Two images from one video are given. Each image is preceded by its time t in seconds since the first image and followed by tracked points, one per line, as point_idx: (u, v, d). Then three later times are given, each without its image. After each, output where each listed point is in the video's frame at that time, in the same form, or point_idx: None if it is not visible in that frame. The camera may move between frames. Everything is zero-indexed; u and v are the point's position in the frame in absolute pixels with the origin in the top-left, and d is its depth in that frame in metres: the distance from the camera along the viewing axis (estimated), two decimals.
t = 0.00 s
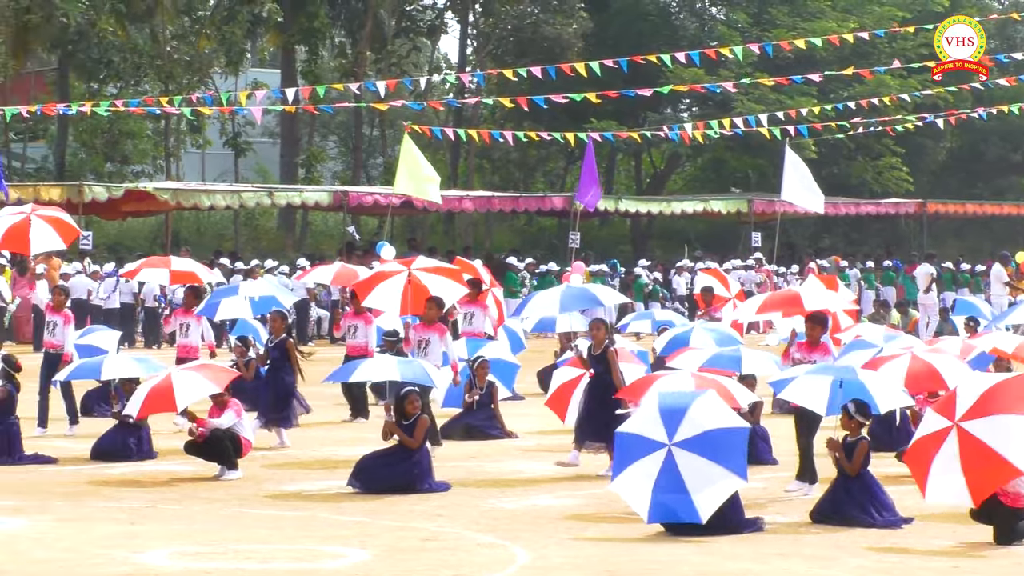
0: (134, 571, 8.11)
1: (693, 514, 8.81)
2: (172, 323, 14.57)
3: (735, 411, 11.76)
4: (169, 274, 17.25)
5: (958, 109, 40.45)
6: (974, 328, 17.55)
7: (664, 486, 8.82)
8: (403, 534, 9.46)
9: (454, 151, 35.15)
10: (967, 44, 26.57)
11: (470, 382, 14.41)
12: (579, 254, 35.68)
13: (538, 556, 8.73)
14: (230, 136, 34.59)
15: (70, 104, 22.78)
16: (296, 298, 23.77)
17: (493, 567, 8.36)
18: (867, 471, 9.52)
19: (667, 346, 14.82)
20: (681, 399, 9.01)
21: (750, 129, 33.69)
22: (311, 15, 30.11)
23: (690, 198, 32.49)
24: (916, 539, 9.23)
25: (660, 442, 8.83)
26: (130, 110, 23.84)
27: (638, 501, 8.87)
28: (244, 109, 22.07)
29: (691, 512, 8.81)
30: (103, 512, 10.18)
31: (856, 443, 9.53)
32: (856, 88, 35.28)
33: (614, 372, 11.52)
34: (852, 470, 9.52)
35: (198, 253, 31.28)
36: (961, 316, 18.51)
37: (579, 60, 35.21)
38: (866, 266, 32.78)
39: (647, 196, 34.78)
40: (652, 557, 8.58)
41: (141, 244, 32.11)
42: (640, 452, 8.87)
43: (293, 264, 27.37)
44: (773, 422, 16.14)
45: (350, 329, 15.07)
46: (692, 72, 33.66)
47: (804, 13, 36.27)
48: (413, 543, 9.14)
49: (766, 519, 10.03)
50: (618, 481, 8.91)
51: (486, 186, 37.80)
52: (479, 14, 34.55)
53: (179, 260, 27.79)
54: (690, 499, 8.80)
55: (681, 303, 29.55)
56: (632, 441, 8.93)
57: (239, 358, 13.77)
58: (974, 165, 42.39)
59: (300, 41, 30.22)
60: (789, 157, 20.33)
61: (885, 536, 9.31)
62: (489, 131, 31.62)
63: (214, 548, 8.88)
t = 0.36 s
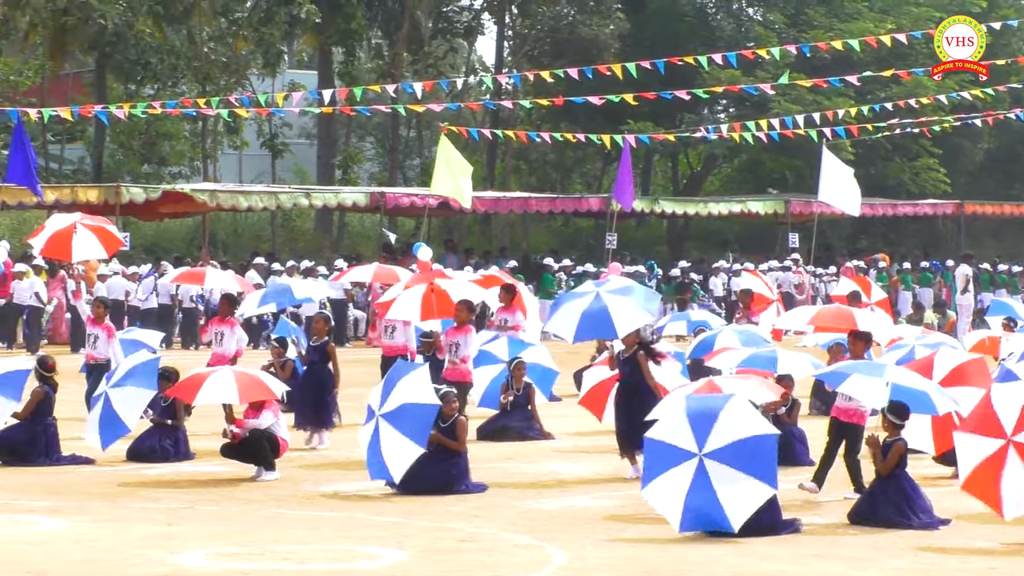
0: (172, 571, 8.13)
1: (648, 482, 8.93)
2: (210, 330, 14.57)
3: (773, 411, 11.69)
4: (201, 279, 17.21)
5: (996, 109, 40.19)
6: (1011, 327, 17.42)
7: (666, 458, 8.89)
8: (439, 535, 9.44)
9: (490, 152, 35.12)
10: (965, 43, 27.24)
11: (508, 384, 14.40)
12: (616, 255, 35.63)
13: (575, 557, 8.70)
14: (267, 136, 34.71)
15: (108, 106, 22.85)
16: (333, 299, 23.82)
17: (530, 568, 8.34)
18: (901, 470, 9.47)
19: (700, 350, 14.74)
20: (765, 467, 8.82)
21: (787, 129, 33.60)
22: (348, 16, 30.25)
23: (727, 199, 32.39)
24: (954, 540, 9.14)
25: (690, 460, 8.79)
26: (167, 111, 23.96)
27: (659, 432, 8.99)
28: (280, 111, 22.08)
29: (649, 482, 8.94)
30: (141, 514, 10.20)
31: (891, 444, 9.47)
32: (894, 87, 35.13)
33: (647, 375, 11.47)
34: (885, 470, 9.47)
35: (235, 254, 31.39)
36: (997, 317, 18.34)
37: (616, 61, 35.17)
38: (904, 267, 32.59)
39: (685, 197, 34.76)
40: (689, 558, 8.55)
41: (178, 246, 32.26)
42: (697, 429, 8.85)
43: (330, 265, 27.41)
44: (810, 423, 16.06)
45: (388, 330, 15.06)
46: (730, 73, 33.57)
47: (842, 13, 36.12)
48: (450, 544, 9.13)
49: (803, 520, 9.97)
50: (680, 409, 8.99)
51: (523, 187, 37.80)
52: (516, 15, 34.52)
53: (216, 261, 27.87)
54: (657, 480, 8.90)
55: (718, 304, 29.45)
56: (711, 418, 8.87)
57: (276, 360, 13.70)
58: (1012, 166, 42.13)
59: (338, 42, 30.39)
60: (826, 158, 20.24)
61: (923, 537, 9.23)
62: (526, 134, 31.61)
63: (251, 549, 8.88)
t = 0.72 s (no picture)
0: (208, 571, 8.13)
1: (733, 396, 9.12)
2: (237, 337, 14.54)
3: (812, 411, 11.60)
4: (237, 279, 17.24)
5: None
6: None
7: (751, 409, 8.98)
8: (475, 536, 9.41)
9: (526, 153, 35.08)
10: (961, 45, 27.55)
11: (544, 384, 14.38)
12: (652, 255, 35.58)
13: (612, 558, 8.66)
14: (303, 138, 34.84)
15: (145, 107, 22.91)
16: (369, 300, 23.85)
17: (566, 568, 8.32)
18: (938, 471, 9.39)
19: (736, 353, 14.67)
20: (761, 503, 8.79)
21: (825, 130, 33.48)
22: (384, 18, 30.33)
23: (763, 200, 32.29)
24: (993, 542, 9.04)
25: (745, 438, 8.83)
26: (204, 113, 24.07)
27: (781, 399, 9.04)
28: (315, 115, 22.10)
29: (734, 400, 9.08)
30: (179, 514, 10.22)
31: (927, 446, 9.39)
32: (932, 87, 34.94)
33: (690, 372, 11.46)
34: (922, 471, 9.40)
35: (272, 255, 31.54)
36: None
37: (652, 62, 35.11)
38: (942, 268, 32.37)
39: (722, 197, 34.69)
40: (726, 559, 8.50)
41: (215, 246, 32.43)
42: (782, 430, 8.84)
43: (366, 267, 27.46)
44: (848, 425, 15.94)
45: (426, 331, 15.05)
46: (767, 74, 33.45)
47: (880, 14, 35.94)
48: (486, 544, 9.11)
49: (841, 521, 9.89)
50: (806, 414, 8.93)
51: (559, 188, 37.77)
52: (553, 16, 34.46)
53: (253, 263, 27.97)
54: (733, 406, 9.03)
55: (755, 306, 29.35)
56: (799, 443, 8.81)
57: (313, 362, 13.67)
58: None
59: (373, 43, 30.50)
60: (864, 159, 20.13)
61: (961, 539, 9.14)
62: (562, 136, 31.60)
63: (286, 549, 8.88)
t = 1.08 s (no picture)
0: (241, 571, 8.15)
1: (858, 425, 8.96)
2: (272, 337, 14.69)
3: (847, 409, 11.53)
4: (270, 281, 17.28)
5: None
6: None
7: (840, 432, 8.86)
8: (508, 537, 9.39)
9: (558, 154, 35.02)
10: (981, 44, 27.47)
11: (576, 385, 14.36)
12: (685, 256, 35.50)
13: (644, 559, 8.63)
14: (335, 139, 34.90)
15: (178, 110, 22.94)
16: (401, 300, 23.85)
17: (599, 569, 8.29)
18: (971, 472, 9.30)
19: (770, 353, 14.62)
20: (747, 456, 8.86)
21: (859, 131, 33.34)
22: (416, 19, 30.40)
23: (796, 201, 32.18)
24: None
25: (806, 432, 8.80)
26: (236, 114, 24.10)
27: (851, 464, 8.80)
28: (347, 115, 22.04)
29: (855, 427, 8.95)
30: (212, 514, 10.23)
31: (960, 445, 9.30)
32: (965, 88, 34.73)
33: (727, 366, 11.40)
34: (955, 473, 9.30)
35: (305, 256, 31.61)
36: None
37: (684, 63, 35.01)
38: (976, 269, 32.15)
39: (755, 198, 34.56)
40: (759, 560, 8.46)
41: (247, 247, 32.51)
42: (817, 461, 8.73)
43: (399, 268, 27.48)
44: (881, 426, 15.83)
45: (455, 333, 15.05)
46: (799, 76, 33.30)
47: (913, 14, 35.72)
48: (518, 545, 9.09)
49: (875, 523, 9.83)
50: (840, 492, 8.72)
51: (592, 189, 37.71)
52: (585, 16, 34.40)
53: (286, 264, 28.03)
54: (841, 420, 8.92)
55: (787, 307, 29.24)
56: (804, 477, 8.72)
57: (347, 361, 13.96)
58: None
59: (406, 44, 30.56)
60: (896, 161, 20.04)
61: (994, 540, 9.07)
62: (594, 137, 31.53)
63: (318, 550, 8.88)
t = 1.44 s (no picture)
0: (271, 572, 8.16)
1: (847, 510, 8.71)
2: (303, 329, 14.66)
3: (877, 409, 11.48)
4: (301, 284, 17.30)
5: None
6: None
7: (836, 486, 8.70)
8: (539, 538, 9.38)
9: (589, 156, 34.97)
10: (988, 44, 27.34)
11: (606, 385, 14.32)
12: (717, 258, 35.39)
13: (676, 560, 8.61)
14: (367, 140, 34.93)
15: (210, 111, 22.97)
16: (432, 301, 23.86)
17: (630, 570, 8.28)
18: (1005, 475, 9.22)
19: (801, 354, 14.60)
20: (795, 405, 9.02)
21: (892, 132, 33.19)
22: (448, 20, 30.41)
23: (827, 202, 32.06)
24: None
25: (822, 440, 8.77)
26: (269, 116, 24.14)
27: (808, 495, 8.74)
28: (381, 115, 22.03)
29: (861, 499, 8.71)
30: (244, 515, 10.26)
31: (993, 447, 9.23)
32: (998, 89, 34.56)
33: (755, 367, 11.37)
34: (989, 475, 9.22)
35: (337, 258, 31.67)
36: None
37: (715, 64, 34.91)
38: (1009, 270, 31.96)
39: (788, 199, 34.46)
40: (790, 561, 8.43)
41: (280, 249, 32.58)
42: (799, 457, 8.77)
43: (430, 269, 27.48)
44: (913, 428, 15.75)
45: (487, 333, 15.03)
46: (831, 77, 33.15)
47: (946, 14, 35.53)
48: (549, 547, 9.07)
49: (907, 523, 9.77)
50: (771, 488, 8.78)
51: (623, 190, 37.68)
52: (617, 18, 34.36)
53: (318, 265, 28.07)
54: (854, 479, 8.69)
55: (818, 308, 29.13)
56: (781, 452, 8.83)
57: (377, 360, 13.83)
58: None
59: (437, 45, 30.57)
60: (928, 162, 19.96)
61: None
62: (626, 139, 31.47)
63: (349, 550, 8.90)
